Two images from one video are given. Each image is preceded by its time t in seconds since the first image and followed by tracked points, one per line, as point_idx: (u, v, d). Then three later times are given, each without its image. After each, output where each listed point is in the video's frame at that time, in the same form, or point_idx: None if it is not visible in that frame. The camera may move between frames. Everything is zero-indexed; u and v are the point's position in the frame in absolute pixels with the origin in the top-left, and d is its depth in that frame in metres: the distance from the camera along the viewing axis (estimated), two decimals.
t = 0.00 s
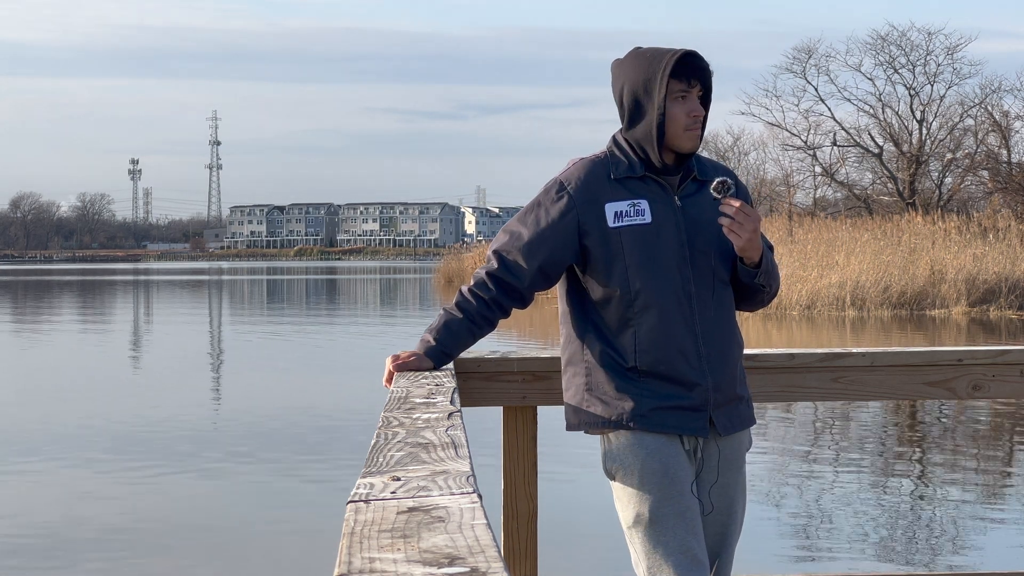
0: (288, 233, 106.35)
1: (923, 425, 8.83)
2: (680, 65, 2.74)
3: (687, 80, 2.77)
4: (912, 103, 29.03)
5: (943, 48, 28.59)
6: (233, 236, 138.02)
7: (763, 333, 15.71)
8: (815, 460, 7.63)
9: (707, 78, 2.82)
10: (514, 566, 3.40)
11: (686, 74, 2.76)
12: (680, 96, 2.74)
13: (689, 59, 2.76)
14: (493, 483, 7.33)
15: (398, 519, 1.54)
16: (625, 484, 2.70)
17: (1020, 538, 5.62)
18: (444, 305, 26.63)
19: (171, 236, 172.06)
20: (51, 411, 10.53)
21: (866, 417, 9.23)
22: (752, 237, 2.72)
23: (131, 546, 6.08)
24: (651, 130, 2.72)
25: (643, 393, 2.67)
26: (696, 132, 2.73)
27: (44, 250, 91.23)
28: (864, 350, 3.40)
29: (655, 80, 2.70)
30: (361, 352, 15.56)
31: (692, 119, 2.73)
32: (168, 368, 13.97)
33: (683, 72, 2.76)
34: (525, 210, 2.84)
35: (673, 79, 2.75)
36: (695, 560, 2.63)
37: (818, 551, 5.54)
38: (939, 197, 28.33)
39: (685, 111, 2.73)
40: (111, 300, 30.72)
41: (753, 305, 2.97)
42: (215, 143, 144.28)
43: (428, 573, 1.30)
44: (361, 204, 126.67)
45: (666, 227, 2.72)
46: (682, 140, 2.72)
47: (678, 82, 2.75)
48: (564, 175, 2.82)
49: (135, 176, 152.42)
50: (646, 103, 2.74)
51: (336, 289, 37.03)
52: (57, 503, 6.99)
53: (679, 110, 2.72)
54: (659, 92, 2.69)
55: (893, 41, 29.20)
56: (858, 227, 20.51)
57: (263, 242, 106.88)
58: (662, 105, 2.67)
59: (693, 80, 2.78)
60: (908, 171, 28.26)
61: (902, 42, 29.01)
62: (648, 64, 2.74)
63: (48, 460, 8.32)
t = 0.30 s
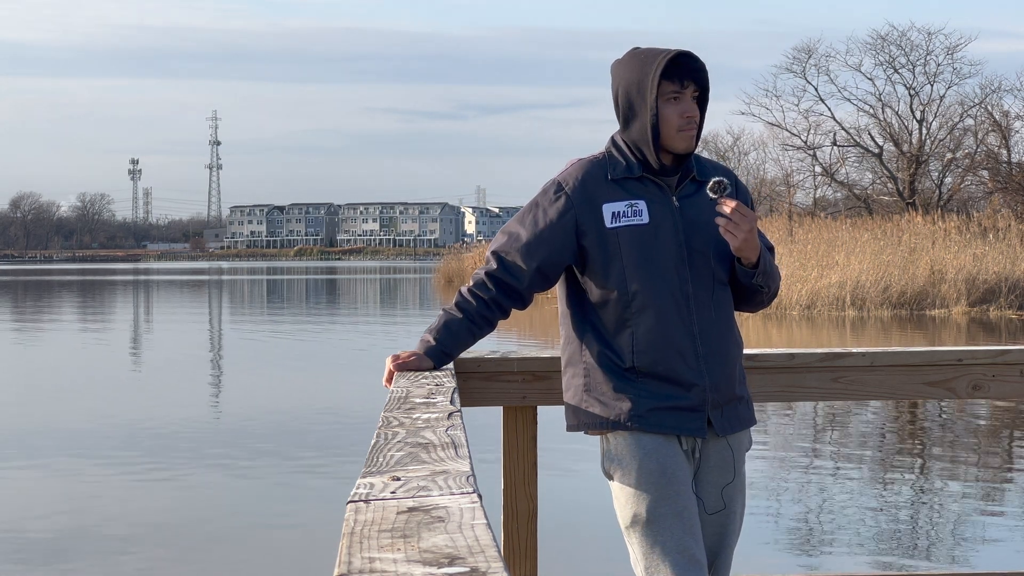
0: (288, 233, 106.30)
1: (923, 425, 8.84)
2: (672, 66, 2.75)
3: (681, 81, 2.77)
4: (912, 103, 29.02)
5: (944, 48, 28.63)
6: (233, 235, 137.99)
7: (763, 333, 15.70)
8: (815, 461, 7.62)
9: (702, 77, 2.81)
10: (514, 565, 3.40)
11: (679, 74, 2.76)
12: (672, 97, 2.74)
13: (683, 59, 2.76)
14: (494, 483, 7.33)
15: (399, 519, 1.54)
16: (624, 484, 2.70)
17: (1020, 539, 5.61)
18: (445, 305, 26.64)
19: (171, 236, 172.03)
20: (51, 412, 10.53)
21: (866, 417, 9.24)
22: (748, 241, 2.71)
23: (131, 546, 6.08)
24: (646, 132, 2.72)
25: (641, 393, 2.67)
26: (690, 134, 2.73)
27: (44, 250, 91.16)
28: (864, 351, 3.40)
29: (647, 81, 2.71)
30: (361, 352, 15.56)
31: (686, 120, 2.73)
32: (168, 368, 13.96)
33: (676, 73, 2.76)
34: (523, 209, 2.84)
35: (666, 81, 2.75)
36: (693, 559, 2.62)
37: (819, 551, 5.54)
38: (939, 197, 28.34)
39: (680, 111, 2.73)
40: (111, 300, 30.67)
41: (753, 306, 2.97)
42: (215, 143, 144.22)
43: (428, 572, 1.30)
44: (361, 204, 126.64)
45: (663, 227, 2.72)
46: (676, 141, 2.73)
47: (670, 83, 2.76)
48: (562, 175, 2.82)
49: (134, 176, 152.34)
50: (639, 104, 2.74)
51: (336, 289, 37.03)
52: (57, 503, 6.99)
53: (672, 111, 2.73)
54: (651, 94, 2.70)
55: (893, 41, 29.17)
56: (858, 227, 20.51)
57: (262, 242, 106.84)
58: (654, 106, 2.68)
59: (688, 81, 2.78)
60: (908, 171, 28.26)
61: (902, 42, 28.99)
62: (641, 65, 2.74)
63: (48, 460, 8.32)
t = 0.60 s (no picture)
0: (288, 233, 106.30)
1: (923, 424, 8.84)
2: (670, 66, 2.74)
3: (679, 81, 2.77)
4: (913, 103, 29.00)
5: (943, 48, 28.50)
6: (233, 235, 138.04)
7: (763, 333, 15.71)
8: (815, 461, 7.62)
9: (700, 78, 2.81)
10: (514, 565, 3.40)
11: (678, 75, 2.76)
12: (670, 97, 2.75)
13: (681, 60, 2.76)
14: (494, 483, 7.33)
15: (398, 519, 1.54)
16: (624, 483, 2.70)
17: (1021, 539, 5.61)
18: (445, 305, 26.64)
19: (171, 236, 171.93)
20: (51, 412, 10.53)
21: (867, 417, 9.23)
22: (747, 241, 2.70)
23: (131, 547, 6.07)
24: (644, 132, 2.72)
25: (641, 393, 2.67)
26: (689, 134, 2.74)
27: (44, 250, 91.17)
28: (864, 351, 3.40)
29: (644, 81, 2.71)
30: (361, 352, 15.56)
31: (684, 120, 2.73)
32: (168, 368, 13.96)
33: (675, 73, 2.76)
34: (524, 210, 2.84)
35: (664, 81, 2.76)
36: (692, 558, 2.62)
37: (819, 551, 5.54)
38: (939, 197, 28.35)
39: (679, 111, 2.73)
40: (111, 300, 30.67)
41: (753, 306, 2.97)
42: (215, 143, 144.22)
43: (428, 573, 1.30)
44: (361, 204, 126.64)
45: (663, 227, 2.72)
46: (674, 140, 2.73)
47: (668, 83, 2.76)
48: (562, 176, 2.82)
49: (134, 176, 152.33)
50: (637, 104, 2.74)
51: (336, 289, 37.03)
52: (57, 503, 6.98)
53: (670, 111, 2.74)
54: (647, 94, 2.70)
55: (893, 41, 29.15)
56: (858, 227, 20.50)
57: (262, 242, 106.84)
58: (652, 106, 2.68)
59: (686, 81, 2.78)
60: (908, 171, 28.26)
61: (902, 42, 28.97)
62: (638, 66, 2.74)
63: (48, 460, 8.32)
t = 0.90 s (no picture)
0: (288, 233, 106.23)
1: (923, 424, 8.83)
2: (671, 66, 2.74)
3: (678, 82, 2.76)
4: (913, 103, 29.01)
5: (943, 48, 28.40)
6: (233, 235, 138.06)
7: (763, 333, 15.71)
8: (814, 460, 7.61)
9: (700, 78, 2.81)
10: (513, 565, 3.40)
11: (678, 75, 2.76)
12: (670, 98, 2.74)
13: (682, 59, 2.75)
14: (494, 483, 7.32)
15: (398, 519, 1.54)
16: (624, 483, 2.70)
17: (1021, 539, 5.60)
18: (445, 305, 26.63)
19: (171, 236, 171.90)
20: (52, 412, 10.53)
21: (867, 416, 9.23)
22: (746, 242, 2.70)
23: (132, 547, 6.07)
24: (644, 133, 2.72)
25: (642, 393, 2.68)
26: (688, 135, 2.74)
27: (43, 251, 91.12)
28: (864, 350, 3.40)
29: (644, 82, 2.70)
30: (360, 352, 15.56)
31: (683, 121, 2.73)
32: (168, 368, 13.97)
33: (675, 73, 2.76)
34: (524, 210, 2.84)
35: (664, 82, 2.75)
36: (691, 558, 2.62)
37: (818, 552, 5.53)
38: (939, 197, 28.35)
39: (677, 113, 2.74)
40: (111, 300, 30.68)
41: (753, 306, 2.97)
42: (215, 143, 144.29)
43: (428, 572, 1.30)
44: (361, 205, 126.64)
45: (663, 227, 2.72)
46: (674, 141, 2.73)
47: (668, 83, 2.76)
48: (562, 176, 2.82)
49: (134, 176, 152.29)
50: (637, 104, 2.74)
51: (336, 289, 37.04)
52: (57, 503, 6.99)
53: (670, 111, 2.73)
54: (647, 94, 2.69)
55: (893, 41, 29.17)
56: (858, 227, 20.50)
57: (262, 242, 106.82)
58: (652, 106, 2.68)
59: (686, 81, 2.77)
60: (908, 171, 28.25)
61: (902, 42, 28.99)
62: (638, 66, 2.74)
63: (47, 460, 8.32)
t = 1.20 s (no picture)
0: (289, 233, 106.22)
1: (923, 424, 8.83)
2: (669, 66, 2.74)
3: (677, 83, 2.76)
4: (913, 103, 29.04)
5: (944, 48, 28.81)
6: (234, 235, 138.11)
7: (763, 333, 15.72)
8: (814, 461, 7.61)
9: (699, 79, 2.81)
10: (513, 565, 3.40)
11: (675, 75, 2.75)
12: (668, 98, 2.74)
13: (680, 60, 2.75)
14: (494, 483, 7.32)
15: (398, 519, 1.54)
16: (625, 483, 2.70)
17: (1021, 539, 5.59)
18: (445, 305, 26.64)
19: (171, 235, 171.82)
20: (53, 411, 10.55)
21: (867, 417, 9.22)
22: (745, 242, 2.70)
23: (131, 546, 6.09)
24: (643, 134, 2.73)
25: (642, 393, 2.68)
26: (686, 135, 2.73)
27: (44, 251, 91.20)
28: (863, 351, 3.40)
29: (642, 83, 2.70)
30: (360, 352, 15.58)
31: (681, 122, 2.74)
32: (168, 368, 13.98)
33: (673, 74, 2.76)
34: (524, 210, 2.83)
35: (661, 83, 2.75)
36: (691, 557, 2.62)
37: (818, 552, 5.52)
38: (939, 197, 28.37)
39: (675, 113, 2.74)
40: (112, 300, 30.72)
41: (753, 307, 2.97)
42: (215, 143, 144.37)
43: (428, 572, 1.30)
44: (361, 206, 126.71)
45: (662, 227, 2.72)
46: (673, 141, 2.73)
47: (666, 84, 2.75)
48: (562, 176, 2.82)
49: (134, 176, 152.33)
50: (636, 105, 2.74)
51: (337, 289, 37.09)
52: (57, 503, 7.00)
53: (668, 112, 2.73)
54: (646, 95, 2.70)
55: (893, 42, 29.25)
56: (858, 227, 20.52)
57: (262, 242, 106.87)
58: (651, 107, 2.68)
59: (685, 82, 2.77)
60: (908, 171, 28.27)
61: (902, 42, 29.06)
62: (637, 66, 2.74)
63: (47, 460, 8.32)
